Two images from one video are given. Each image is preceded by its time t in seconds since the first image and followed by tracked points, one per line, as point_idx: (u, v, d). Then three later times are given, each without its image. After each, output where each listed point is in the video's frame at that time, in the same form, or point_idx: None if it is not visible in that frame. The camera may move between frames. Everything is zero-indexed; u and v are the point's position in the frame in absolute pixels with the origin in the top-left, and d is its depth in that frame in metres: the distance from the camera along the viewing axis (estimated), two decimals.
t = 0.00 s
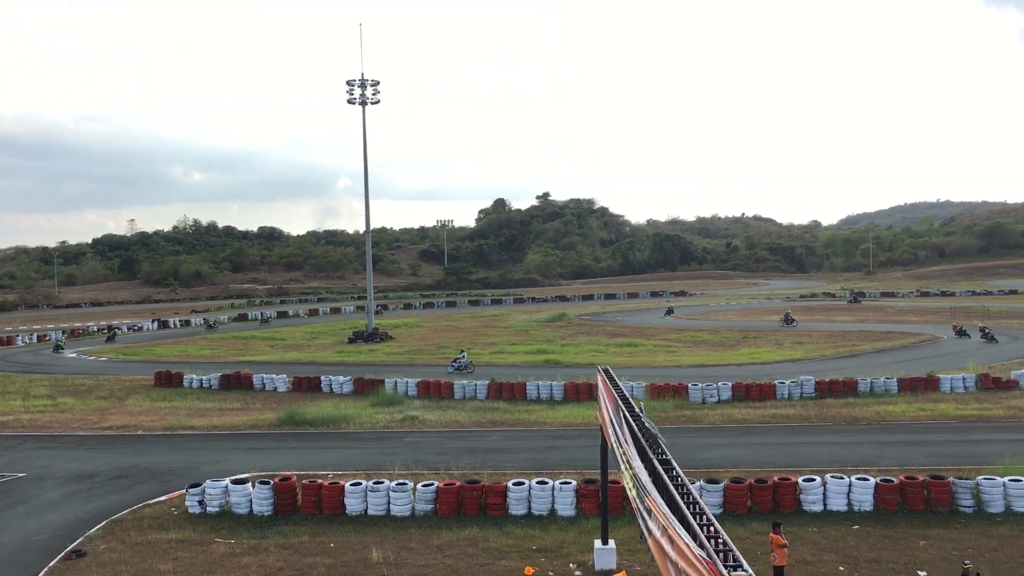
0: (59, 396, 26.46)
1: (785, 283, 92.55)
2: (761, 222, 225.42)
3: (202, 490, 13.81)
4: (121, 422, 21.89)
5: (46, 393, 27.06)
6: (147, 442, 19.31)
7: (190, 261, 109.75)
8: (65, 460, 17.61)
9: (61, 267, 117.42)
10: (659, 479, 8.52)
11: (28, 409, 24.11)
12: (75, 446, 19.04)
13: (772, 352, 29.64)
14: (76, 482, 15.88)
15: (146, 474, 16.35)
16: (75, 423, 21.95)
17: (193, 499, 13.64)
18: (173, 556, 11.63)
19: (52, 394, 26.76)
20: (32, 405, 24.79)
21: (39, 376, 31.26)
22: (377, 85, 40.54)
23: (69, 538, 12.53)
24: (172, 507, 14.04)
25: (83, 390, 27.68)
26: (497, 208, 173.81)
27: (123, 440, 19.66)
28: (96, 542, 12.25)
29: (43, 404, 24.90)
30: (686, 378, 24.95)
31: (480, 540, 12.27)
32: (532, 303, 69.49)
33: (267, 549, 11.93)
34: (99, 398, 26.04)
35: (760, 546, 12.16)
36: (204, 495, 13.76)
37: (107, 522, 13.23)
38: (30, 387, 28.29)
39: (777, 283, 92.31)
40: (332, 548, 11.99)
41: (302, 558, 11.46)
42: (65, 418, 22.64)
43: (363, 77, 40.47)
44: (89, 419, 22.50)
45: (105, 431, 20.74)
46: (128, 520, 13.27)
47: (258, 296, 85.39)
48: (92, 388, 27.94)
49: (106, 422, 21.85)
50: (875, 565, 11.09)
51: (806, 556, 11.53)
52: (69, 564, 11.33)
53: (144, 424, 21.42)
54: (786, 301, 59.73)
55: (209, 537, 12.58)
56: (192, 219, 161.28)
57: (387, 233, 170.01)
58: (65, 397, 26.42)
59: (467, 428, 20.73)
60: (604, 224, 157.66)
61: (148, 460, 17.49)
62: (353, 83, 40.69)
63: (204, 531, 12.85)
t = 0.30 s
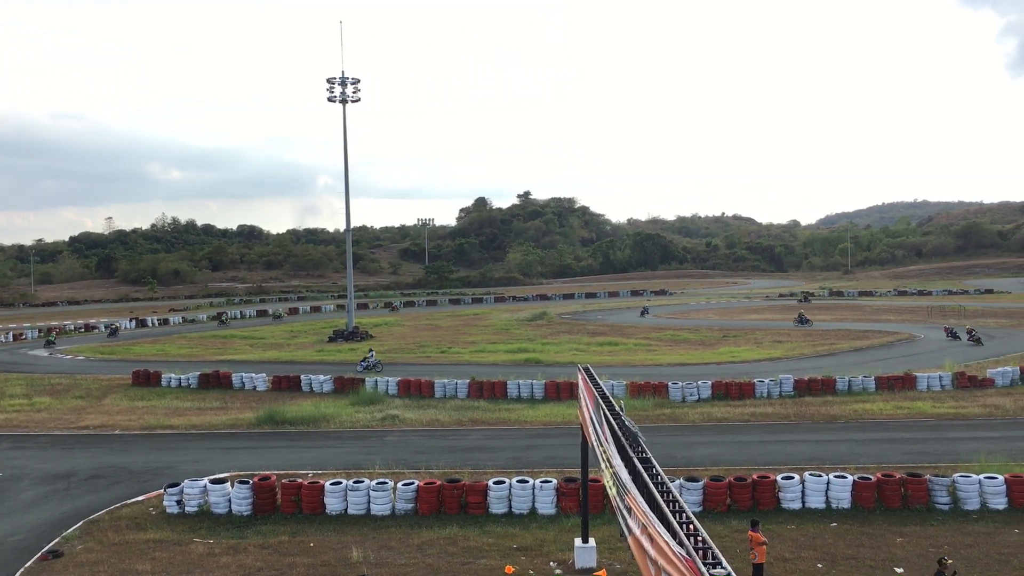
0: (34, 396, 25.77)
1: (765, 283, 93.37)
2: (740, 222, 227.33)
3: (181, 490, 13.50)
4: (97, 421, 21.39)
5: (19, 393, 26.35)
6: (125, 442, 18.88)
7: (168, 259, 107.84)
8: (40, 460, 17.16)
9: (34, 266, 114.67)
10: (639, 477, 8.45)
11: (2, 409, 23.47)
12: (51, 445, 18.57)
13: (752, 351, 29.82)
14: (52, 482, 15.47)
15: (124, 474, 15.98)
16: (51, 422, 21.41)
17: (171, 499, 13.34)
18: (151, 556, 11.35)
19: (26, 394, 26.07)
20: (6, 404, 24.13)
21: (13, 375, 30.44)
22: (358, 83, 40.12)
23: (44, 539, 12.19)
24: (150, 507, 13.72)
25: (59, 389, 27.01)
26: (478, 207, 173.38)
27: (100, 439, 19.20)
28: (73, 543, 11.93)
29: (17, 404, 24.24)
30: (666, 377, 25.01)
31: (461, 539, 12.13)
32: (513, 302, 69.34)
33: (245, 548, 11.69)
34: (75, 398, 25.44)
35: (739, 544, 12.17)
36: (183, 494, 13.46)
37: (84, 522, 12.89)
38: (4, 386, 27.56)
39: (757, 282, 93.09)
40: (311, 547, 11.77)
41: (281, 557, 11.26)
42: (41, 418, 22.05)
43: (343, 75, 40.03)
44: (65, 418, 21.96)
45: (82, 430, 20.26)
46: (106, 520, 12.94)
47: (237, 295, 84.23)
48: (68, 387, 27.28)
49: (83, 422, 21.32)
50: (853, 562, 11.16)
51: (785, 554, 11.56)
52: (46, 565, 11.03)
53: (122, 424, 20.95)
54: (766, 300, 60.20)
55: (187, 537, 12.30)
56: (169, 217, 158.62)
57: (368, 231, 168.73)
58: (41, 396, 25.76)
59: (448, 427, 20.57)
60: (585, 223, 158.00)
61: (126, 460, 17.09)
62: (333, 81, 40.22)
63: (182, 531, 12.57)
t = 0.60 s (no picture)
0: (19, 395, 25.36)
1: (753, 282, 93.92)
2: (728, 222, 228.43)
3: (168, 490, 13.31)
4: (84, 421, 21.08)
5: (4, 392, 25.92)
6: (111, 442, 18.61)
7: (155, 258, 106.71)
8: (25, 460, 16.88)
9: (18, 265, 113.01)
10: (627, 477, 8.40)
11: None
12: (36, 445, 18.28)
13: (739, 351, 29.94)
14: (36, 482, 15.22)
15: (110, 473, 15.74)
16: (37, 422, 21.08)
17: (158, 499, 13.15)
18: (138, 557, 11.19)
19: (11, 394, 25.65)
20: None
21: None
22: (347, 82, 39.85)
23: (29, 540, 11.98)
24: (136, 507, 13.52)
25: (44, 388, 26.62)
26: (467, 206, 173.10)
27: (86, 439, 18.93)
28: (59, 543, 11.73)
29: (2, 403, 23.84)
30: (654, 377, 25.04)
31: (448, 539, 12.05)
32: (501, 301, 69.27)
33: (233, 548, 11.55)
34: (61, 397, 25.07)
35: (727, 543, 12.18)
36: (169, 494, 13.27)
37: (70, 522, 12.67)
38: None
39: (745, 282, 93.60)
40: (298, 547, 11.66)
41: (268, 557, 11.13)
42: (26, 417, 21.69)
43: (332, 73, 39.76)
44: (51, 418, 21.64)
45: (68, 430, 19.96)
46: (92, 520, 12.74)
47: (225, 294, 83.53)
48: (54, 386, 26.88)
49: (69, 421, 20.99)
50: (840, 561, 11.18)
51: (772, 553, 11.58)
52: (31, 565, 10.85)
53: (108, 423, 20.66)
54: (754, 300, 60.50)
55: (174, 537, 12.14)
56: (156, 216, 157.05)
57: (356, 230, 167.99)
58: (26, 396, 25.37)
59: (436, 427, 20.48)
60: (574, 223, 158.24)
61: (112, 460, 16.85)
62: (322, 80, 39.91)
63: (169, 531, 12.40)
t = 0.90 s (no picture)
0: (11, 397, 25.10)
1: (747, 284, 93.99)
2: (721, 224, 229.31)
3: (160, 492, 13.19)
4: (76, 422, 20.88)
5: None
6: (103, 443, 18.46)
7: (148, 260, 106.03)
8: (16, 462, 16.71)
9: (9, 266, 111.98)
10: (621, 479, 8.36)
11: None
12: (27, 447, 18.09)
13: (733, 352, 29.99)
14: (27, 484, 15.06)
15: (102, 475, 15.60)
16: (29, 424, 20.87)
17: (150, 500, 13.03)
18: (130, 559, 11.08)
19: (2, 395, 25.39)
20: None
21: None
22: (340, 84, 39.75)
23: (20, 542, 11.85)
24: (129, 508, 13.42)
25: (36, 390, 26.37)
26: (461, 207, 172.88)
27: (78, 441, 18.75)
28: (50, 545, 11.60)
29: None
30: (648, 378, 25.02)
31: (441, 541, 11.99)
32: (495, 303, 69.20)
33: (226, 550, 11.45)
34: (53, 399, 24.84)
35: (720, 545, 12.15)
36: (162, 496, 13.15)
37: (61, 524, 12.54)
38: None
39: (739, 284, 93.69)
40: (292, 549, 11.57)
41: (261, 559, 11.04)
42: (18, 419, 21.50)
43: (326, 75, 39.65)
44: (44, 420, 21.41)
45: (60, 432, 19.77)
46: (84, 521, 12.62)
47: (218, 295, 83.08)
48: (46, 388, 26.64)
49: (61, 423, 20.82)
50: (832, 562, 11.19)
51: (765, 554, 11.58)
52: (22, 568, 10.73)
53: (101, 425, 20.49)
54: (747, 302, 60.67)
55: (167, 539, 12.03)
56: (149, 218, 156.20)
57: (350, 232, 167.43)
58: (18, 397, 25.12)
59: (430, 428, 20.39)
60: (568, 224, 158.43)
61: (105, 461, 16.70)
62: (315, 82, 39.80)
63: (162, 533, 12.28)
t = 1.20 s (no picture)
0: None
1: (733, 285, 94.59)
2: (707, 225, 230.55)
3: (145, 495, 12.96)
4: (59, 425, 20.50)
5: None
6: (87, 446, 18.13)
7: (132, 261, 104.72)
8: None
9: None
10: (607, 480, 8.29)
11: None
12: (9, 450, 17.73)
13: (718, 354, 30.11)
14: (10, 487, 14.75)
15: (87, 478, 15.31)
16: (11, 426, 20.48)
17: (135, 503, 12.79)
18: (115, 562, 10.86)
19: None
20: None
21: None
22: (326, 85, 39.52)
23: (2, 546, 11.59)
24: (114, 511, 13.17)
25: (18, 392, 25.89)
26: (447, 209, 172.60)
27: (61, 443, 18.39)
28: (32, 549, 11.35)
29: None
30: (635, 380, 25.04)
31: (428, 542, 11.87)
32: (481, 304, 69.06)
33: (212, 553, 11.27)
34: (37, 401, 24.39)
35: (706, 546, 12.14)
36: (147, 499, 12.91)
37: (44, 528, 12.28)
38: None
39: (725, 285, 94.29)
40: (278, 551, 11.40)
41: (247, 562, 10.89)
42: None
43: (312, 76, 39.40)
44: (26, 422, 21.02)
45: (43, 434, 19.41)
46: (68, 525, 12.38)
47: (204, 297, 82.24)
48: (28, 390, 26.15)
49: (44, 425, 20.45)
50: (818, 562, 11.20)
51: (751, 555, 11.58)
52: (5, 571, 10.50)
53: (84, 428, 20.13)
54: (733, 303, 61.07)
55: (152, 542, 11.81)
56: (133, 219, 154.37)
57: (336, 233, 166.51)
58: None
59: (416, 430, 20.24)
60: (554, 225, 158.69)
61: (89, 464, 16.41)
62: (301, 83, 39.53)
63: (147, 536, 12.07)
